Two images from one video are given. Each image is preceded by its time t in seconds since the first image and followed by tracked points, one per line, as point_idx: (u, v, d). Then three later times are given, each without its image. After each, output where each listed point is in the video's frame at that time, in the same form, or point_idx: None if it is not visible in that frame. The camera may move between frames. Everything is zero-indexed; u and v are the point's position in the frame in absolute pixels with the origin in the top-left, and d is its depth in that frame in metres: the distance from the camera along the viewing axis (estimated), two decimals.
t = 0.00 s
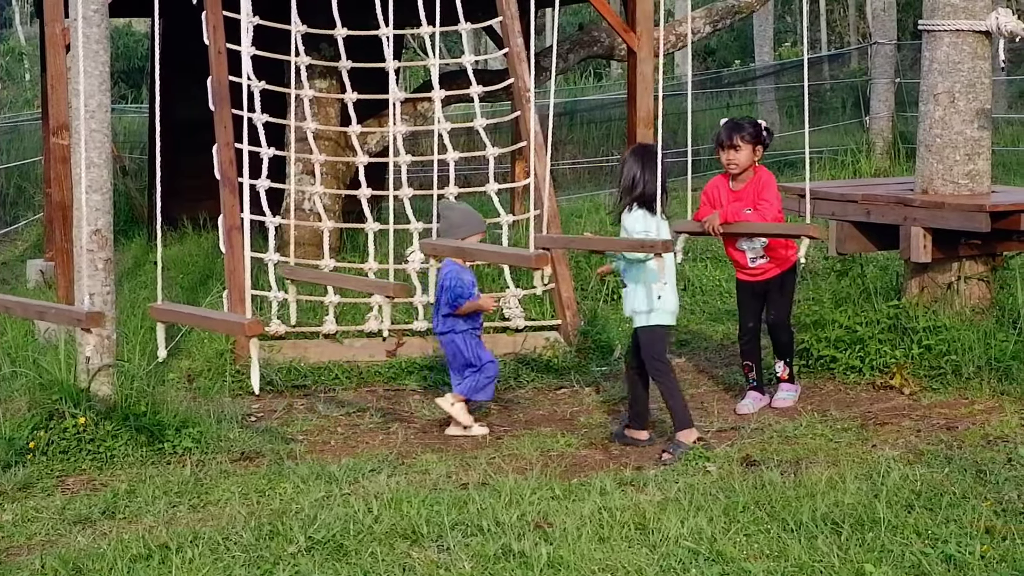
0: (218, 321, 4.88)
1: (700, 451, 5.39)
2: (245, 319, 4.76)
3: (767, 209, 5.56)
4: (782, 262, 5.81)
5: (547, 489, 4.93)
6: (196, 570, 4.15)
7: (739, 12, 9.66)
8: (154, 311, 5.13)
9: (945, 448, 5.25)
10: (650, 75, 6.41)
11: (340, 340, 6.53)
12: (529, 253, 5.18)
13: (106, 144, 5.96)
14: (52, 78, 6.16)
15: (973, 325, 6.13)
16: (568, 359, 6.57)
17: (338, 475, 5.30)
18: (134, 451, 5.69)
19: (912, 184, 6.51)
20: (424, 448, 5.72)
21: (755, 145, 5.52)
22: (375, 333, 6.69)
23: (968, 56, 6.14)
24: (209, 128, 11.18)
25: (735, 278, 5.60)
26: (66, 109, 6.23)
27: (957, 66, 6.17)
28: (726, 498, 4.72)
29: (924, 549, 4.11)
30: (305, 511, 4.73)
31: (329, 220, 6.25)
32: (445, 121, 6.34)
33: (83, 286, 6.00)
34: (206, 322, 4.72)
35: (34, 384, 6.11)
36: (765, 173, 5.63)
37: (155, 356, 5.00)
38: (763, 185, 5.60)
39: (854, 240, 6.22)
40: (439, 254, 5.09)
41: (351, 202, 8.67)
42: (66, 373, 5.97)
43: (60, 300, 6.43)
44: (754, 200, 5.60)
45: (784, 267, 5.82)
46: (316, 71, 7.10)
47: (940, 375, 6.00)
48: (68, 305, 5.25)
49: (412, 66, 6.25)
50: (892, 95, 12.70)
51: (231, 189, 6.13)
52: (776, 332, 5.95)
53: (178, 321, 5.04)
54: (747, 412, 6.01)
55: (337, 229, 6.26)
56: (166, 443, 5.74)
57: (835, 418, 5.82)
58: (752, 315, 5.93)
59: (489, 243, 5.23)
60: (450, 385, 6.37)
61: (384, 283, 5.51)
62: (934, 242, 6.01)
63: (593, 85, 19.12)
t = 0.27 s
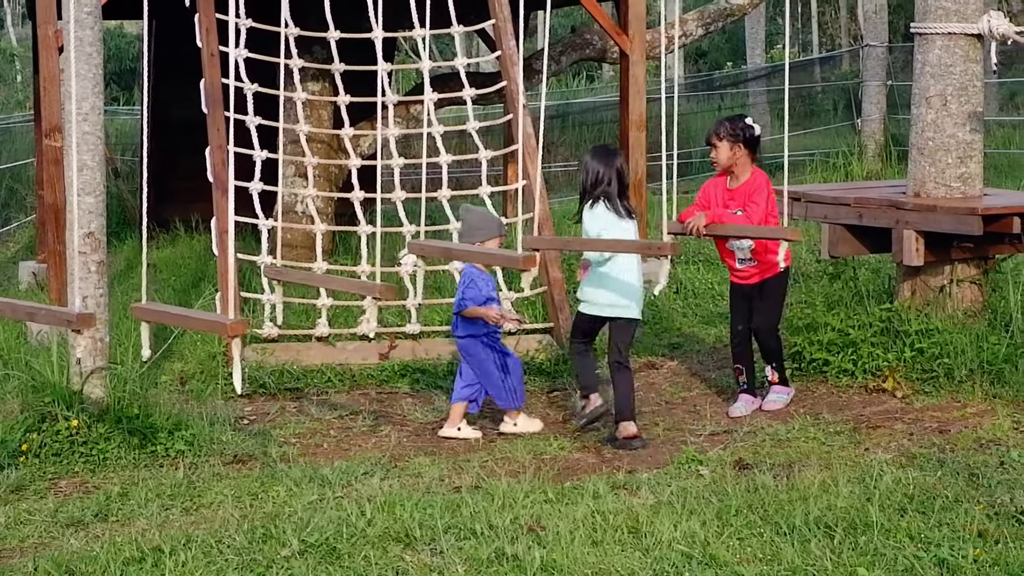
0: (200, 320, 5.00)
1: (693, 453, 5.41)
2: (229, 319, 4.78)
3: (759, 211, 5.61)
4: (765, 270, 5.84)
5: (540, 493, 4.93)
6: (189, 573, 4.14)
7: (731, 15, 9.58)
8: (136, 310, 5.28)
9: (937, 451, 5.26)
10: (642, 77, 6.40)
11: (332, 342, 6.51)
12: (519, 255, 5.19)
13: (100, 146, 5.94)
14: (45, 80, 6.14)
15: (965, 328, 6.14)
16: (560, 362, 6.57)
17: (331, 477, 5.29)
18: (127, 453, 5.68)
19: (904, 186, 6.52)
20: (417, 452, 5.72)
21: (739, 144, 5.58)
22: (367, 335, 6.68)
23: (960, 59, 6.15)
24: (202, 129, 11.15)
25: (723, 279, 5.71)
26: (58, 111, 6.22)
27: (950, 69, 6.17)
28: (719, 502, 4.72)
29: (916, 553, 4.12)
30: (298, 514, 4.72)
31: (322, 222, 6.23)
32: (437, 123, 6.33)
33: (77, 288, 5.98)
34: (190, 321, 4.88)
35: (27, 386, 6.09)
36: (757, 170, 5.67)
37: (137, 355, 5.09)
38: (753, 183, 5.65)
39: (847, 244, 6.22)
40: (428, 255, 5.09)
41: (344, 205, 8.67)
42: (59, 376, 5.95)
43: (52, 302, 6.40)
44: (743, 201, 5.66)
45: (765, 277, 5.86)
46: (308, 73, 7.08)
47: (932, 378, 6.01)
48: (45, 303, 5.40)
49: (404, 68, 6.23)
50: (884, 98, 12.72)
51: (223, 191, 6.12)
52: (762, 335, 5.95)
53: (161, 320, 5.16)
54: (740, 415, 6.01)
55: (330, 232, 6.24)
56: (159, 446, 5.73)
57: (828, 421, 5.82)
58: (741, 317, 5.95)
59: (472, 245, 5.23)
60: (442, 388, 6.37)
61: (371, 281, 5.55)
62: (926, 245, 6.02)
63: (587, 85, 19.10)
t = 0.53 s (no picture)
0: (207, 352, 5.05)
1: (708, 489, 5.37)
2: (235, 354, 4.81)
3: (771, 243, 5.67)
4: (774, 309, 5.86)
5: (555, 529, 4.91)
6: None
7: (745, 50, 9.62)
8: (143, 338, 5.32)
9: (953, 489, 5.24)
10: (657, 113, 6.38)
11: (347, 377, 6.50)
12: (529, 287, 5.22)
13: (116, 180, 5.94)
14: (61, 114, 6.15)
15: (981, 365, 6.12)
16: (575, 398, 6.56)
17: (345, 512, 5.28)
18: (142, 487, 5.67)
19: (919, 223, 6.53)
20: (432, 487, 5.70)
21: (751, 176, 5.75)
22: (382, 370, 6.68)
23: (974, 96, 6.16)
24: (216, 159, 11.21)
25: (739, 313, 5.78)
26: (76, 145, 6.23)
27: (964, 105, 6.18)
28: (734, 538, 4.70)
29: None
30: (312, 549, 4.71)
31: (337, 256, 6.23)
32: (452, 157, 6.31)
33: (93, 322, 5.99)
34: (196, 352, 4.93)
35: (43, 419, 6.09)
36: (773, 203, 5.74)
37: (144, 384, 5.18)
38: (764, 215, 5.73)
39: (861, 280, 6.23)
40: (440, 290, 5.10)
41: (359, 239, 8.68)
42: (75, 409, 5.95)
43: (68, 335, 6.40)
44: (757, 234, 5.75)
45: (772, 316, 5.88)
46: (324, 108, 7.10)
47: (948, 416, 5.99)
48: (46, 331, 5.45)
49: (419, 103, 6.24)
50: (897, 133, 12.66)
51: (238, 225, 6.11)
52: (773, 371, 5.94)
53: (168, 351, 5.21)
54: (755, 451, 5.99)
55: (345, 266, 6.24)
56: (174, 480, 5.72)
57: (843, 458, 5.79)
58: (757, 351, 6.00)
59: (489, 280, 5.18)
60: (456, 422, 6.36)
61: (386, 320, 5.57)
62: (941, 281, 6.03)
63: (600, 116, 19.16)
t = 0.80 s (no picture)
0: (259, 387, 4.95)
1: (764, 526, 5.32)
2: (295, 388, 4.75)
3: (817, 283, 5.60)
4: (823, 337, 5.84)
5: (611, 566, 4.88)
6: None
7: (798, 86, 9.56)
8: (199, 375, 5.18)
9: (1011, 526, 5.18)
10: (710, 147, 6.35)
11: (401, 413, 6.52)
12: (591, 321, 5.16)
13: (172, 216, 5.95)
14: (117, 151, 6.18)
15: None
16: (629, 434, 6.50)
17: (400, 549, 5.26)
18: (197, 523, 5.65)
19: (975, 258, 6.50)
20: (486, 523, 5.68)
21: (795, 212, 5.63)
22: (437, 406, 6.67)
23: None
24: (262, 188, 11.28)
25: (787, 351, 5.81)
26: (131, 181, 6.25)
27: (1019, 140, 6.14)
28: None
29: None
30: None
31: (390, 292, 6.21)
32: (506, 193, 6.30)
33: (148, 358, 5.99)
34: (252, 390, 4.87)
35: (98, 454, 6.10)
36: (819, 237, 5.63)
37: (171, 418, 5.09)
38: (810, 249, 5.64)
39: (917, 316, 6.22)
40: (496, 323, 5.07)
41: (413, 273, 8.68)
42: (130, 444, 5.95)
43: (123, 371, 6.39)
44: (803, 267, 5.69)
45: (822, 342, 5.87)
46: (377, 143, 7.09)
47: (1005, 452, 5.95)
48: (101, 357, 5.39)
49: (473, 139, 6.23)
50: (952, 167, 12.46)
51: (292, 261, 6.12)
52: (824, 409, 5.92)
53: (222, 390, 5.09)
54: (811, 487, 5.95)
55: (398, 301, 6.22)
56: (229, 516, 5.71)
57: (899, 494, 5.74)
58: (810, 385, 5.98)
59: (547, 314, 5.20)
60: (511, 458, 6.34)
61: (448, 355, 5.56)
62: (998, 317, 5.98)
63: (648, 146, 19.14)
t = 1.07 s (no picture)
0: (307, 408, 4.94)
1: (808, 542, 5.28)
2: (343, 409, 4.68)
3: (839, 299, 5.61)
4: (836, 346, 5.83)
5: None
6: None
7: (841, 100, 9.13)
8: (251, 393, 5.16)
9: None
10: (752, 163, 6.42)
11: (444, 428, 6.54)
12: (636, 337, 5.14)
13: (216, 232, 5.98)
14: (161, 167, 6.20)
15: None
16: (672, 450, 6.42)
17: (444, 564, 5.25)
18: (240, 539, 5.64)
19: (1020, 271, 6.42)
20: (530, 538, 5.66)
21: (815, 232, 5.60)
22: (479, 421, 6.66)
23: None
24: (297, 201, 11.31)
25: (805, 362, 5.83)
26: (175, 197, 6.29)
27: None
28: None
29: None
30: None
31: (432, 307, 6.23)
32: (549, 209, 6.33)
33: (191, 374, 6.00)
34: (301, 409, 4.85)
35: (141, 469, 6.10)
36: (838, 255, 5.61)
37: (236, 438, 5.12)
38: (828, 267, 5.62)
39: (960, 330, 6.21)
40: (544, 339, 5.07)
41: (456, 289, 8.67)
42: (173, 460, 5.94)
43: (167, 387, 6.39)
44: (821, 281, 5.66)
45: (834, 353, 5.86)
46: (420, 159, 7.08)
47: None
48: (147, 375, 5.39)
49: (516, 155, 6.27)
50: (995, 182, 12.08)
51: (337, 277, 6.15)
52: (840, 423, 5.84)
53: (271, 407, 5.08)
54: (854, 503, 5.92)
55: (441, 317, 6.25)
56: (272, 531, 5.70)
57: (943, 510, 5.70)
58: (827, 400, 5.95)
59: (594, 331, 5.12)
60: (554, 474, 6.33)
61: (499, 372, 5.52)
62: None
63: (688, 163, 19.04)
